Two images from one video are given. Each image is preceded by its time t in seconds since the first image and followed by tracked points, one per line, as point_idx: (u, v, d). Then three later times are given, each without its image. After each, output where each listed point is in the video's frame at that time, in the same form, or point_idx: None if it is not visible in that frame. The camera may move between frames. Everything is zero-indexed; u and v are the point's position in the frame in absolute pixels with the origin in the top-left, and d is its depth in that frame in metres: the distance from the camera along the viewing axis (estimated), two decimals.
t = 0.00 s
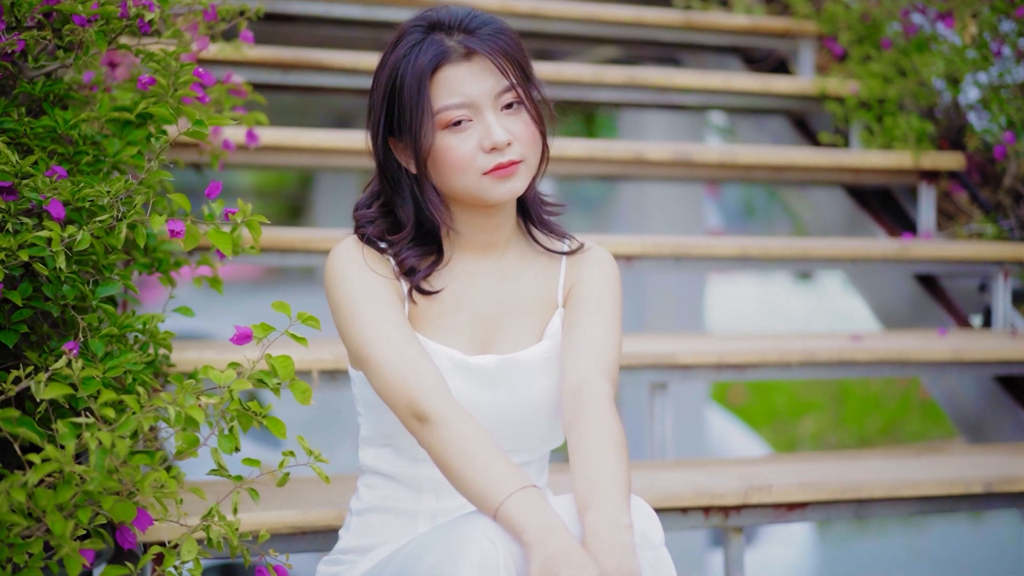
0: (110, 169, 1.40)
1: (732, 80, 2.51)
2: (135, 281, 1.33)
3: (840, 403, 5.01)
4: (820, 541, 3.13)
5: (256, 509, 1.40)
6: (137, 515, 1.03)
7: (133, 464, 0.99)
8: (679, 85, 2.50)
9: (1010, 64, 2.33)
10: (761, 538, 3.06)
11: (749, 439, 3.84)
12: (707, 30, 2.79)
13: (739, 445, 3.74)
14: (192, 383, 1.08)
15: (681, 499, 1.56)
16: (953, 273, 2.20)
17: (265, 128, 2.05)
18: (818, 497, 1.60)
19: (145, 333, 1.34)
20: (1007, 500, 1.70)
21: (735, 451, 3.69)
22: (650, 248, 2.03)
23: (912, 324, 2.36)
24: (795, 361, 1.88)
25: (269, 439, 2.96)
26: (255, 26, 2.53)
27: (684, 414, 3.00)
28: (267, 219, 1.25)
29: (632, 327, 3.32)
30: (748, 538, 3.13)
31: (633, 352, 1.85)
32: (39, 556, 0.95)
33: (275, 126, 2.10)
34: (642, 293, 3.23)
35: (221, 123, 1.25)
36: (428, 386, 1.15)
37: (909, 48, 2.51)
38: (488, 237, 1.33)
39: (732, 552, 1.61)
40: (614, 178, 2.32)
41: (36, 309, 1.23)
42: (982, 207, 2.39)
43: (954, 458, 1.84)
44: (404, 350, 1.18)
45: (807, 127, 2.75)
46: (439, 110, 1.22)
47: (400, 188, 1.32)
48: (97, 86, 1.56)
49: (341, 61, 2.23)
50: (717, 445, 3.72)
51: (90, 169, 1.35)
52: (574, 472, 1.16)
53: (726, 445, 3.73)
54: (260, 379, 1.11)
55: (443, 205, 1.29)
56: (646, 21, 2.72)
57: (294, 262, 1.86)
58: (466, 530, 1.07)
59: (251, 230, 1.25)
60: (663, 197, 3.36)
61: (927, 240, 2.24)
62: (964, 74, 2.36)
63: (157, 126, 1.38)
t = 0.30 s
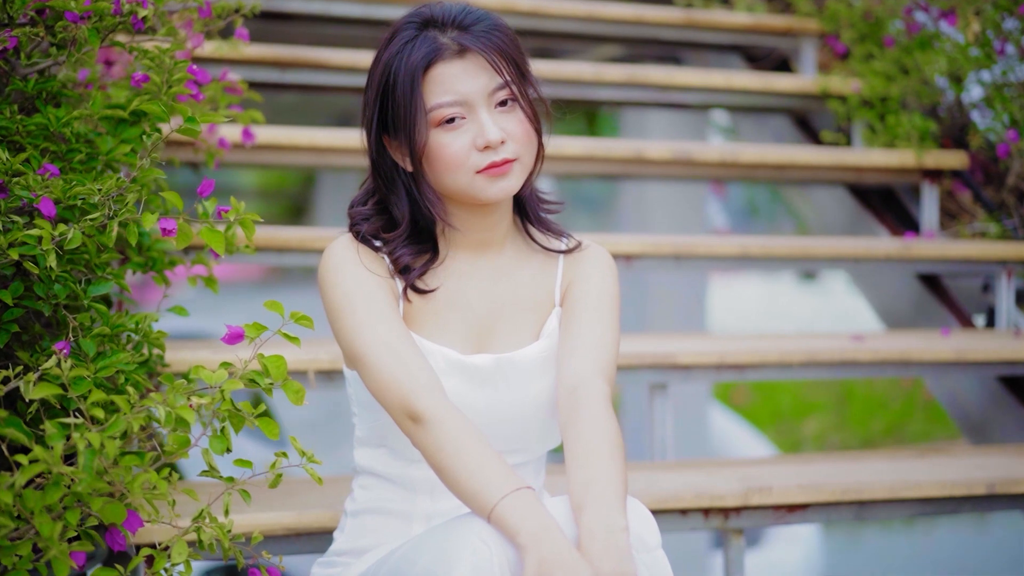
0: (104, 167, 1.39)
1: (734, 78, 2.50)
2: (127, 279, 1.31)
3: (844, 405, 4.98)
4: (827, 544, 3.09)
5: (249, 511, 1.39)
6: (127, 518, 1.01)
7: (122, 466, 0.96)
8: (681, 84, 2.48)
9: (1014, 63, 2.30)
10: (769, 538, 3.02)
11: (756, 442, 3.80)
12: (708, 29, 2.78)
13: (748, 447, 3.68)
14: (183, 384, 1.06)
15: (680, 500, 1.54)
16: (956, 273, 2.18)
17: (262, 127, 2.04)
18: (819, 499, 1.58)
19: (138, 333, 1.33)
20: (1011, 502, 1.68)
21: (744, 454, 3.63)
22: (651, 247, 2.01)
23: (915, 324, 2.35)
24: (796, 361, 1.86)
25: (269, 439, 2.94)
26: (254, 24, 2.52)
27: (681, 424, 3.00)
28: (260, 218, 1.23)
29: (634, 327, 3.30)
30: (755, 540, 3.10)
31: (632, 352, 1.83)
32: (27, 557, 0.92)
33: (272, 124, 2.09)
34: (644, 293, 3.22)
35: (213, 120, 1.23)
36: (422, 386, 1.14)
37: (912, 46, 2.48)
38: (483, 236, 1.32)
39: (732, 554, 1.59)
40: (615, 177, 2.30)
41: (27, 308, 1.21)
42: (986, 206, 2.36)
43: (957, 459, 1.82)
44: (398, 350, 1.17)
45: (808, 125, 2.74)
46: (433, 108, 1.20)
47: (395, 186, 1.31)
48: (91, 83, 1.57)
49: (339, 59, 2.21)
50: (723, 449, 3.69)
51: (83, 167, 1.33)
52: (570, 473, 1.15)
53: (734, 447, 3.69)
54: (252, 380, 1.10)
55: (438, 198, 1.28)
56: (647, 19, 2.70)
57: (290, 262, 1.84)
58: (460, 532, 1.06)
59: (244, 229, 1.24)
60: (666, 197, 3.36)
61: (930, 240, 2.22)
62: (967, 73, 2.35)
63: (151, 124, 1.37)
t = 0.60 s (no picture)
0: (103, 167, 1.39)
1: (739, 78, 2.48)
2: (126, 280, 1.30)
3: (854, 405, 4.95)
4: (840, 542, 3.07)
5: (247, 513, 1.38)
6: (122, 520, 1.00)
7: (118, 468, 0.95)
8: (686, 84, 2.47)
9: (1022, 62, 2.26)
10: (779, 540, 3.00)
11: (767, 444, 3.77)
12: (714, 29, 2.77)
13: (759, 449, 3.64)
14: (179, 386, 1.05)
15: (682, 503, 1.53)
16: (963, 274, 2.16)
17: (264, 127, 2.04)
18: (822, 501, 1.57)
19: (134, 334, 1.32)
20: (1017, 505, 1.66)
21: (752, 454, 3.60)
22: (654, 248, 2.00)
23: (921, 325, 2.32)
24: (800, 362, 1.85)
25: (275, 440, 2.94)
26: (257, 24, 2.51)
27: (687, 425, 3.00)
28: (259, 219, 1.23)
29: (641, 328, 3.29)
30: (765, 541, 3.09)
31: (635, 353, 1.82)
32: (21, 559, 0.90)
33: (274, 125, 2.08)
34: (651, 294, 3.21)
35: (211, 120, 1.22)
36: (420, 388, 1.13)
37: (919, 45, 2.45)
38: (482, 236, 1.31)
39: (735, 556, 1.59)
40: (619, 178, 2.29)
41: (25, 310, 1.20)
42: (994, 207, 2.36)
43: (962, 461, 1.81)
44: (396, 351, 1.16)
45: (815, 125, 2.72)
46: (430, 109, 1.20)
47: (392, 186, 1.30)
48: (92, 84, 1.57)
49: (342, 59, 2.21)
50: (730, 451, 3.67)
51: (82, 168, 1.33)
52: (569, 475, 1.14)
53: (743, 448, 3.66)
54: (249, 381, 1.09)
55: (433, 203, 1.28)
56: (652, 19, 2.69)
57: (292, 263, 1.83)
58: (457, 537, 1.05)
59: (243, 229, 1.23)
60: (672, 198, 3.34)
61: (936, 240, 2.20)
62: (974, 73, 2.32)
63: (150, 124, 1.37)
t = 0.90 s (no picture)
0: (108, 168, 1.38)
1: (750, 78, 2.47)
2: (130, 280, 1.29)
3: (871, 406, 4.91)
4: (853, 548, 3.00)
5: (250, 514, 1.38)
6: (123, 521, 0.99)
7: (117, 469, 0.94)
8: (697, 84, 2.45)
9: None
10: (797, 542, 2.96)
11: (785, 446, 3.73)
12: (726, 28, 2.75)
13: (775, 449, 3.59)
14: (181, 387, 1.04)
15: (689, 504, 1.52)
16: (975, 274, 2.14)
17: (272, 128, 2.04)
18: (830, 503, 1.55)
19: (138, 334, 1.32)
20: None
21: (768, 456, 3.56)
22: (664, 248, 1.99)
23: (934, 326, 2.30)
24: (810, 363, 1.83)
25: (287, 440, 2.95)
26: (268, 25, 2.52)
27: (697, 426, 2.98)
28: (262, 220, 1.22)
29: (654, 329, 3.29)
30: (784, 542, 3.06)
31: (644, 354, 1.81)
32: (22, 561, 0.89)
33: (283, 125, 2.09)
34: (665, 296, 3.20)
35: (214, 120, 1.22)
36: (422, 388, 1.13)
37: (932, 45, 2.45)
38: (486, 237, 1.30)
39: (743, 558, 1.58)
40: (629, 178, 2.28)
41: (29, 310, 1.19)
42: (1006, 206, 2.35)
43: (974, 463, 1.79)
44: (398, 352, 1.16)
45: (827, 125, 2.70)
46: (434, 109, 1.19)
47: (395, 186, 1.30)
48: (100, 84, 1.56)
49: (352, 59, 2.21)
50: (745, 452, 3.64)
51: (86, 168, 1.33)
52: (570, 477, 1.13)
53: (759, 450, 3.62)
54: (251, 382, 1.08)
55: (434, 205, 1.28)
56: (664, 19, 2.68)
57: (299, 263, 1.83)
58: (458, 539, 1.04)
59: (246, 230, 1.23)
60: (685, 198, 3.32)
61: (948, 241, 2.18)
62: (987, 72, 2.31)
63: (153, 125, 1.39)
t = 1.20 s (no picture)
0: (119, 170, 1.39)
1: (766, 79, 2.45)
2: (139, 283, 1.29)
3: (894, 407, 4.84)
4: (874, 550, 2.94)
5: (259, 517, 1.38)
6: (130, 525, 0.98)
7: (123, 473, 0.93)
8: (713, 85, 2.44)
9: None
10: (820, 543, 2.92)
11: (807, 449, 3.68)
12: (742, 29, 2.73)
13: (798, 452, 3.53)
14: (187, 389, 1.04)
15: (701, 506, 1.51)
16: (993, 275, 2.12)
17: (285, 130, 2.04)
18: (844, 506, 1.54)
19: (147, 337, 1.32)
20: None
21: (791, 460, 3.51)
22: (678, 250, 1.98)
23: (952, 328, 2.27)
24: (824, 365, 1.81)
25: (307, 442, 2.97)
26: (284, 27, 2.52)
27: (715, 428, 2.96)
28: (270, 222, 1.23)
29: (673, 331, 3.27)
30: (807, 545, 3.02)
31: (657, 356, 1.80)
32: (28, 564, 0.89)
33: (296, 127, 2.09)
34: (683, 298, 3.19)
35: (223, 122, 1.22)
36: (428, 391, 1.12)
37: (949, 46, 2.42)
38: (495, 239, 1.30)
39: (755, 561, 1.57)
40: (643, 179, 2.26)
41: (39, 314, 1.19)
42: None
43: (991, 465, 1.76)
44: (405, 355, 1.15)
45: (845, 126, 2.67)
46: (443, 112, 1.18)
47: (404, 188, 1.30)
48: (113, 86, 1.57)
49: (366, 61, 2.21)
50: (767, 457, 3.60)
51: (97, 170, 1.34)
52: (576, 480, 1.12)
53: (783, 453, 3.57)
54: (258, 385, 1.08)
55: (444, 206, 1.28)
56: (680, 20, 2.66)
57: (313, 264, 1.83)
58: (464, 543, 1.03)
59: (255, 232, 1.24)
60: (702, 199, 3.31)
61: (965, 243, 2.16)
62: (1005, 72, 2.30)
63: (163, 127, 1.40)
